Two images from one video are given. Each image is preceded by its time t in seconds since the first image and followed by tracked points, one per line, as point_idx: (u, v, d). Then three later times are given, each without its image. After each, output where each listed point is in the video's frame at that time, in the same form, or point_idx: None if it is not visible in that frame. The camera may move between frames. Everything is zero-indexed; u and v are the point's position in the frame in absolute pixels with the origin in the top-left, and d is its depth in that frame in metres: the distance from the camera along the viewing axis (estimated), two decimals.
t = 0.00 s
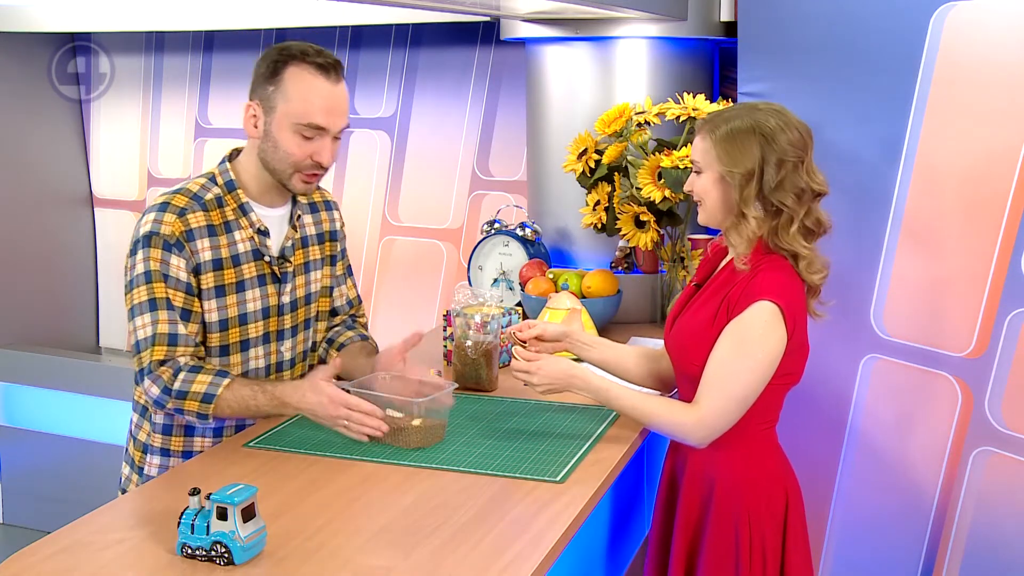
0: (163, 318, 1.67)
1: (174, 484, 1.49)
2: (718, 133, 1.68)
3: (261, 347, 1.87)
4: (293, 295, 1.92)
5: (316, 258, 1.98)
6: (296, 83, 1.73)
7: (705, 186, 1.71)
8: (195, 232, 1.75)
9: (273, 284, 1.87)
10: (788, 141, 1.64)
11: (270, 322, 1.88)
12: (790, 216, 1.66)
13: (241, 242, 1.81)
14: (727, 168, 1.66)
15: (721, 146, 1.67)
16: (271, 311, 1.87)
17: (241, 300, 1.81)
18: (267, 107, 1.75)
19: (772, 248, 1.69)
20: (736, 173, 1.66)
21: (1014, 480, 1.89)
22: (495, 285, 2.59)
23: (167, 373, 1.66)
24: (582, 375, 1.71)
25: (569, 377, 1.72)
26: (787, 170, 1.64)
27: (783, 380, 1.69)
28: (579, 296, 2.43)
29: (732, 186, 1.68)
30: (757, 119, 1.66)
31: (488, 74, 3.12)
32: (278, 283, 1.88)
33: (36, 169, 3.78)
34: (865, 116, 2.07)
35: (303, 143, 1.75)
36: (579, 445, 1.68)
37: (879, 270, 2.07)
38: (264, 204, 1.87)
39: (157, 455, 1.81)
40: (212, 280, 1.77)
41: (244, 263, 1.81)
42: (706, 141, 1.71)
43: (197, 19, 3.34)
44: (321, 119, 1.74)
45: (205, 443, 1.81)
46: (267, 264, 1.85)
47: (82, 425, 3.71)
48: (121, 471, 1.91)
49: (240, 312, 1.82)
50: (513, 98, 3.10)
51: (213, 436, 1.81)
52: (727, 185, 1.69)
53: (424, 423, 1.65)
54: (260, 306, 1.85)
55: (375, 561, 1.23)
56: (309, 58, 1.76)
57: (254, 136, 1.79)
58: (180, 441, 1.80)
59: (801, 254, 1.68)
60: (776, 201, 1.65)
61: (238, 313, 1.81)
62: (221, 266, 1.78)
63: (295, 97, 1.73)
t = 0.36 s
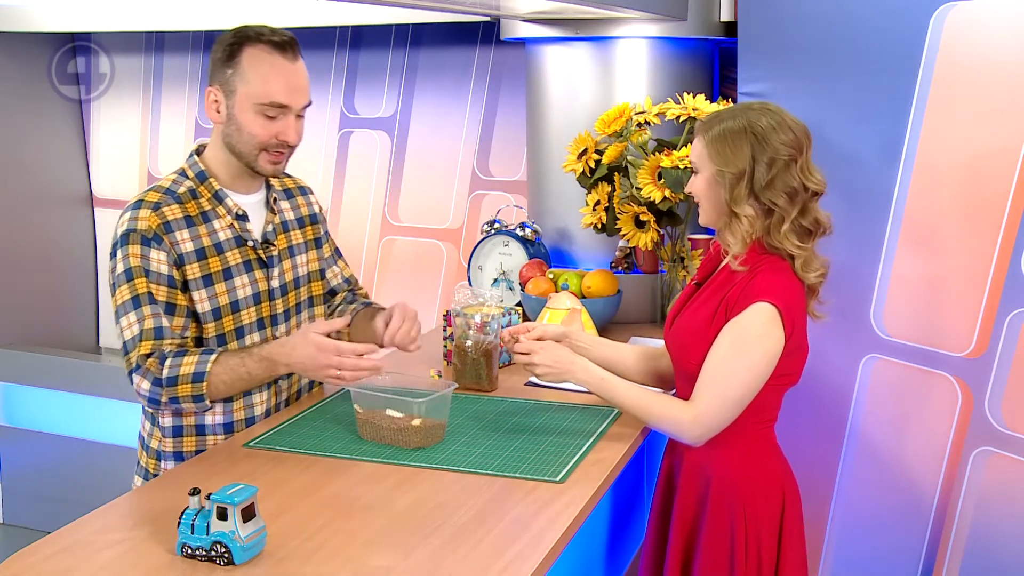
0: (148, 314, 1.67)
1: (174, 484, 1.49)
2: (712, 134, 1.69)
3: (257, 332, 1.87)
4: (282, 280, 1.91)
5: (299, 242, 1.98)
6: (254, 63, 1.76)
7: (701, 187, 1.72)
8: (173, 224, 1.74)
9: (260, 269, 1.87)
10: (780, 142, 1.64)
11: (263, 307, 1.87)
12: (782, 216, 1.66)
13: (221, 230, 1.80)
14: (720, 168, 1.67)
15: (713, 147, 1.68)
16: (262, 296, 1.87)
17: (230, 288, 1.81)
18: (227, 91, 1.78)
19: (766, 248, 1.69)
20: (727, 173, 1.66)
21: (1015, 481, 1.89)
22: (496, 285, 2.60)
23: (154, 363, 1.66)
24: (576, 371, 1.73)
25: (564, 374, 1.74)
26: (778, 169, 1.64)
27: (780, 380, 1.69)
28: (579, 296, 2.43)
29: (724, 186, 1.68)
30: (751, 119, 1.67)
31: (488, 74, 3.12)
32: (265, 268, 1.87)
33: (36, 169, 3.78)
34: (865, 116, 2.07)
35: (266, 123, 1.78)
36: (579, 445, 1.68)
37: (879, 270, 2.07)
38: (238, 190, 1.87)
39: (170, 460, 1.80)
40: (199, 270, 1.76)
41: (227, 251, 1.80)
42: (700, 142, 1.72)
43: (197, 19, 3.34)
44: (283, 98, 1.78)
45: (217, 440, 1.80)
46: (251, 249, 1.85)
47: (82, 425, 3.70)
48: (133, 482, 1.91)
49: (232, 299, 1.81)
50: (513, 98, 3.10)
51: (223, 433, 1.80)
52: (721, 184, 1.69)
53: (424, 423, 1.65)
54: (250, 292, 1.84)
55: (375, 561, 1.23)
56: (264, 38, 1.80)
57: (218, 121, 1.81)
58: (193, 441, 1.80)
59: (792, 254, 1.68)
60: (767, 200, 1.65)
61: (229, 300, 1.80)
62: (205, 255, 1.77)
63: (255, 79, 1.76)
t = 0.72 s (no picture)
0: (110, 325, 1.69)
1: (174, 484, 1.49)
2: (712, 134, 1.69)
3: (244, 334, 1.87)
4: (270, 280, 1.91)
5: (292, 240, 1.97)
6: (227, 63, 1.76)
7: (703, 187, 1.72)
8: (147, 231, 1.75)
9: (246, 271, 1.86)
10: (782, 140, 1.65)
11: (249, 310, 1.87)
12: (784, 212, 1.66)
13: (202, 234, 1.80)
14: (722, 168, 1.67)
15: (715, 147, 1.68)
16: (248, 298, 1.87)
17: (212, 291, 1.81)
18: (203, 93, 1.78)
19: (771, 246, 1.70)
20: (730, 172, 1.66)
21: (1015, 480, 1.89)
22: (495, 284, 2.60)
23: (108, 372, 1.67)
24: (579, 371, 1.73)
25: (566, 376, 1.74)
26: (780, 166, 1.64)
27: (784, 378, 1.70)
28: (579, 296, 2.43)
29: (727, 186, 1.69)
30: (752, 119, 1.67)
31: (488, 74, 3.12)
32: (252, 269, 1.87)
33: (36, 168, 3.78)
34: (864, 116, 2.07)
35: (245, 122, 1.77)
36: (579, 445, 1.68)
37: (879, 270, 2.07)
38: (219, 192, 1.86)
39: (164, 459, 1.81)
40: (177, 276, 1.77)
41: (208, 254, 1.81)
42: (701, 143, 1.72)
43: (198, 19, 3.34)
44: (259, 96, 1.77)
45: (209, 439, 1.80)
46: (235, 251, 1.84)
47: (82, 425, 3.70)
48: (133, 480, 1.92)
49: (214, 303, 1.82)
50: (513, 98, 3.10)
51: (215, 431, 1.80)
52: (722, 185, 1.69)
53: (424, 423, 1.65)
54: (234, 294, 1.85)
55: (376, 561, 1.23)
56: (236, 36, 1.79)
57: (195, 124, 1.81)
58: (184, 440, 1.80)
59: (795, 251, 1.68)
60: (770, 198, 1.65)
61: (211, 304, 1.82)
62: (184, 260, 1.78)
63: (228, 79, 1.76)
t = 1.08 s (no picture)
0: (110, 327, 1.69)
1: (174, 484, 1.49)
2: (715, 133, 1.69)
3: (246, 334, 1.87)
4: (272, 281, 1.91)
5: (292, 240, 1.97)
6: (225, 63, 1.75)
7: (704, 187, 1.71)
8: (148, 233, 1.74)
9: (247, 272, 1.86)
10: (784, 139, 1.65)
11: (250, 310, 1.87)
12: (787, 211, 1.66)
13: (203, 234, 1.80)
14: (724, 166, 1.67)
15: (717, 145, 1.68)
16: (249, 299, 1.86)
17: (213, 292, 1.81)
18: (201, 92, 1.77)
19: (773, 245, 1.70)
20: (732, 171, 1.66)
21: (1015, 480, 1.89)
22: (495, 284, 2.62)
23: (110, 374, 1.68)
24: (581, 373, 1.73)
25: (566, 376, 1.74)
26: (782, 166, 1.64)
27: (784, 377, 1.70)
28: (579, 296, 2.44)
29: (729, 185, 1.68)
30: (754, 118, 1.67)
31: (488, 74, 3.12)
32: (253, 270, 1.87)
33: (35, 168, 3.78)
34: (864, 116, 2.07)
35: (242, 122, 1.77)
36: (579, 445, 1.68)
37: (879, 270, 2.06)
38: (219, 192, 1.86)
39: (167, 460, 1.81)
40: (178, 277, 1.77)
41: (209, 255, 1.81)
42: (703, 142, 1.72)
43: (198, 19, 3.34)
44: (257, 96, 1.76)
45: (212, 440, 1.80)
46: (237, 252, 1.84)
47: (82, 425, 3.70)
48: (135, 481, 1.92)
49: (215, 304, 1.82)
50: (513, 98, 3.10)
51: (218, 431, 1.80)
52: (723, 185, 1.69)
53: (424, 423, 1.65)
54: (236, 295, 1.85)
55: (375, 561, 1.23)
56: (235, 36, 1.78)
57: (195, 124, 1.81)
58: (186, 441, 1.80)
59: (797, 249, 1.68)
60: (772, 197, 1.65)
61: (212, 305, 1.81)
62: (184, 262, 1.78)
63: (227, 79, 1.75)
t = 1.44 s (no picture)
0: (143, 321, 1.67)
1: (174, 484, 1.49)
2: (709, 134, 1.69)
3: (253, 331, 1.87)
4: (277, 278, 1.91)
5: (296, 239, 1.98)
6: (226, 59, 1.77)
7: (699, 186, 1.73)
8: (161, 229, 1.74)
9: (255, 269, 1.87)
10: (776, 143, 1.64)
11: (258, 308, 1.87)
12: (777, 216, 1.67)
13: (213, 231, 1.80)
14: (716, 168, 1.68)
15: (710, 147, 1.69)
16: (257, 296, 1.87)
17: (224, 288, 1.81)
18: (204, 90, 1.79)
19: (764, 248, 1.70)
20: (725, 173, 1.66)
21: (1015, 481, 1.89)
22: (495, 285, 2.62)
23: (153, 366, 1.66)
24: (610, 372, 1.68)
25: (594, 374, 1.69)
26: (773, 171, 1.64)
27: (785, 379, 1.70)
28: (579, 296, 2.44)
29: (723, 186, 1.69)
30: (747, 120, 1.67)
31: (488, 74, 3.12)
32: (260, 267, 1.87)
33: (35, 169, 3.78)
34: (865, 116, 2.07)
35: (247, 117, 1.79)
36: (579, 445, 1.68)
37: (879, 269, 2.06)
38: (227, 188, 1.87)
39: (169, 461, 1.81)
40: (191, 273, 1.76)
41: (219, 251, 1.80)
42: (697, 142, 1.73)
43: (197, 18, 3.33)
44: (260, 89, 1.78)
45: (214, 441, 1.80)
46: (245, 248, 1.85)
47: (82, 425, 3.70)
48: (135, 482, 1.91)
49: (226, 300, 1.81)
50: (513, 98, 3.10)
51: (221, 432, 1.81)
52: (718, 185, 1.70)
53: (424, 423, 1.65)
54: (245, 292, 1.84)
55: (376, 561, 1.23)
56: (234, 32, 1.80)
57: (198, 122, 1.82)
58: (189, 442, 1.80)
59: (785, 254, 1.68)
60: (762, 201, 1.66)
61: (223, 301, 1.81)
62: (197, 257, 1.77)
63: (228, 74, 1.77)
